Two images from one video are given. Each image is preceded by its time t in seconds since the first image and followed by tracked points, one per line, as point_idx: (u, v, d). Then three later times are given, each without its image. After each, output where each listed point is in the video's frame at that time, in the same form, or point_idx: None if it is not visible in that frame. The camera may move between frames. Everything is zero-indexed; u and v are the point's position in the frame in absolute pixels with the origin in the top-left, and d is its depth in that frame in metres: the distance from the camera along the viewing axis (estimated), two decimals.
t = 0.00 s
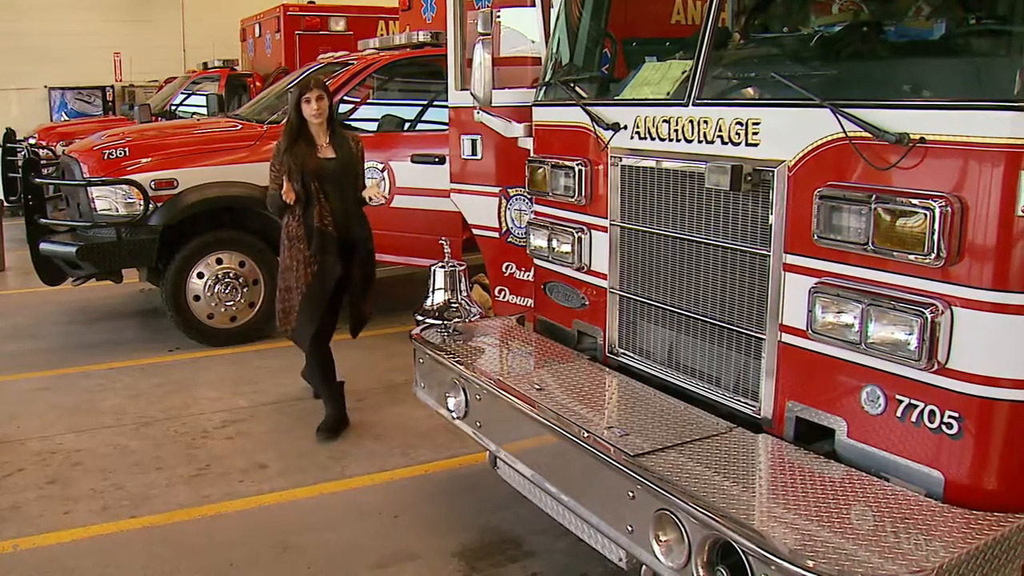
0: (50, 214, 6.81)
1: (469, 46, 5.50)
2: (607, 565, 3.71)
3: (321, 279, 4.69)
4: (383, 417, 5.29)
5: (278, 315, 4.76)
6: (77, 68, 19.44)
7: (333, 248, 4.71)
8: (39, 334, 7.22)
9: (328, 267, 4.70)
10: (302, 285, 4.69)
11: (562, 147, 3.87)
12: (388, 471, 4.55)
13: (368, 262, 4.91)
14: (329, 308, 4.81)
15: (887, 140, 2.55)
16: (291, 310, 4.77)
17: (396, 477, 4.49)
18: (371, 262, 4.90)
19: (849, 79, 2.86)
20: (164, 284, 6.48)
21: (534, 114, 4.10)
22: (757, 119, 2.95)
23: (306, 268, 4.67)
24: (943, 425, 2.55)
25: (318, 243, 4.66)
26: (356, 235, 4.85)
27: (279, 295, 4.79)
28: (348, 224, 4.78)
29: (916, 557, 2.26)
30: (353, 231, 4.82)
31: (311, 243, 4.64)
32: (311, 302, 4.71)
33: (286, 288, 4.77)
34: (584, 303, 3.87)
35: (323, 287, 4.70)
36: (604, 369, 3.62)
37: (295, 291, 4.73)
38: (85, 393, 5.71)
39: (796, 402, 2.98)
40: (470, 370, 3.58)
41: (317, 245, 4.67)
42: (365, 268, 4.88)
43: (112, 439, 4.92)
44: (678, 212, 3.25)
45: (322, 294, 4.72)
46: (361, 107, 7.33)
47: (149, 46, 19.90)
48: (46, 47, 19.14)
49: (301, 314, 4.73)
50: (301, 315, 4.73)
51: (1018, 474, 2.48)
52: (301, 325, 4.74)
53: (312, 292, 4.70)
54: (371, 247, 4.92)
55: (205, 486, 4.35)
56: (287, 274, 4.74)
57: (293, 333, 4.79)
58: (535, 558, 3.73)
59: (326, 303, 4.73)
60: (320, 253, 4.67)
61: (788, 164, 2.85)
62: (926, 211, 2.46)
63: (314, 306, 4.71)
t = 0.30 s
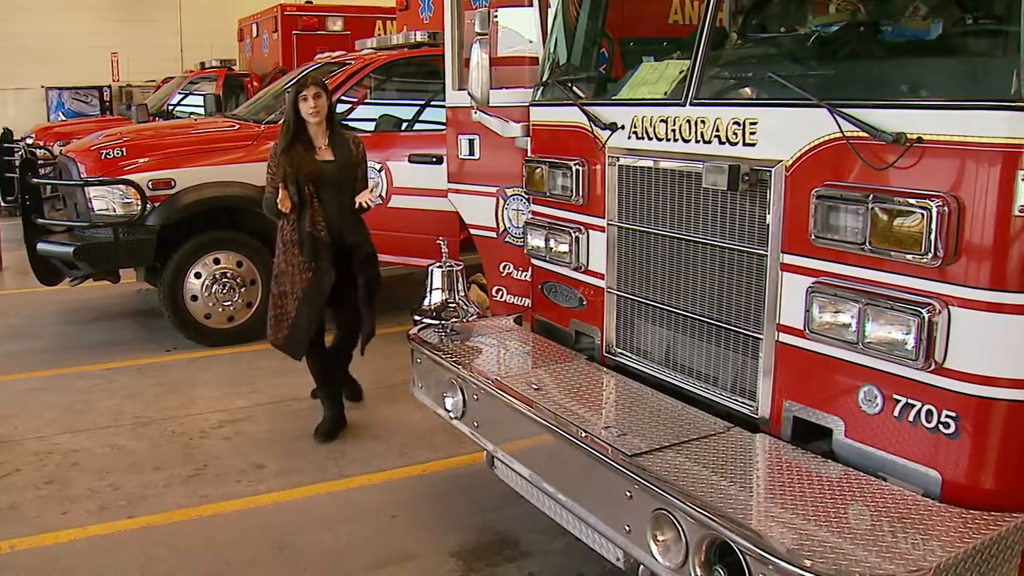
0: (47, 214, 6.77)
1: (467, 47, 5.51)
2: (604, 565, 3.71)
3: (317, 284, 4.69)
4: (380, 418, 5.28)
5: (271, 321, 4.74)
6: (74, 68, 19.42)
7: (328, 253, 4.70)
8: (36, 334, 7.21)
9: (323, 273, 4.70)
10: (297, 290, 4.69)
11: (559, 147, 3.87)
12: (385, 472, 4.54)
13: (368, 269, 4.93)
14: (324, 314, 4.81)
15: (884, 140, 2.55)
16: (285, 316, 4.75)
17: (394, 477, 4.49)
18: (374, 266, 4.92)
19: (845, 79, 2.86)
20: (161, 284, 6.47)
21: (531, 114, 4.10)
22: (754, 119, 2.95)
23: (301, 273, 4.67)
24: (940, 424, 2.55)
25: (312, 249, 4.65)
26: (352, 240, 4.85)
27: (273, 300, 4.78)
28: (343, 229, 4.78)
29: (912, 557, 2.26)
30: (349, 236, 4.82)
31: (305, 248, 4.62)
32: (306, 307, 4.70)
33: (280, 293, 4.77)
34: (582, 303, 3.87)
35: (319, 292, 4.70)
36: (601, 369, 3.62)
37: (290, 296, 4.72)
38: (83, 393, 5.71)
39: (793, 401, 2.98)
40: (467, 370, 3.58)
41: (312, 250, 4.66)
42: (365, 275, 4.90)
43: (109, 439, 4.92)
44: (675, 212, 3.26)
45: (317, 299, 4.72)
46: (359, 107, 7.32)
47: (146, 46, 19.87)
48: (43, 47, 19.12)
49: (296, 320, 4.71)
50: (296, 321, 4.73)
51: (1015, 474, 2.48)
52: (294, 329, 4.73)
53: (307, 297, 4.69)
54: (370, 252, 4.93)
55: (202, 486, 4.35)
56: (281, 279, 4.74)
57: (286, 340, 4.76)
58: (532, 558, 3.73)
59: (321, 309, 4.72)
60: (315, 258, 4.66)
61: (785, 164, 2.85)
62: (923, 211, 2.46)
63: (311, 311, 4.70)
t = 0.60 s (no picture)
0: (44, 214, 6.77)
1: (463, 46, 5.50)
2: (601, 565, 3.71)
3: (298, 290, 4.58)
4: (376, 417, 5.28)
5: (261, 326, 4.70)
6: (70, 68, 19.40)
7: (311, 258, 4.59)
8: (33, 334, 7.21)
9: (306, 280, 4.59)
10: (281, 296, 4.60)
11: (555, 146, 3.87)
12: (382, 472, 4.54)
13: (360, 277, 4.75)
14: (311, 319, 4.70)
15: (880, 140, 2.56)
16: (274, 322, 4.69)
17: (390, 477, 4.49)
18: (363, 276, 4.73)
19: (842, 79, 2.86)
20: (158, 284, 6.46)
21: (528, 114, 4.10)
22: (751, 119, 2.95)
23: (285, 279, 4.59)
24: (936, 424, 2.56)
25: (293, 253, 4.55)
26: (342, 246, 4.69)
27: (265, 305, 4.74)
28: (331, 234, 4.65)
29: (909, 556, 2.26)
30: (336, 240, 4.68)
31: (287, 252, 4.53)
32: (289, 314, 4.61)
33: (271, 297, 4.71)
34: (578, 303, 3.87)
35: (301, 299, 4.59)
36: (598, 369, 3.62)
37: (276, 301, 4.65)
38: (79, 393, 5.71)
39: (790, 401, 2.98)
40: (463, 370, 3.58)
41: (295, 255, 4.56)
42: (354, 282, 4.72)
43: (106, 439, 4.92)
44: (672, 211, 3.26)
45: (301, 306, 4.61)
46: (356, 107, 7.31)
47: (143, 46, 19.85)
48: (40, 47, 19.11)
49: (278, 326, 4.63)
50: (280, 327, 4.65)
51: (1011, 473, 2.48)
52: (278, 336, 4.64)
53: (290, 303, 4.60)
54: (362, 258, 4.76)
55: (199, 486, 4.35)
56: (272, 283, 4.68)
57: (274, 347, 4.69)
58: (529, 558, 3.73)
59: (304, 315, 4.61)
60: (296, 263, 4.56)
61: (782, 164, 2.85)
62: (919, 210, 2.47)
63: (292, 318, 4.60)
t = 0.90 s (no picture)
0: (39, 214, 6.74)
1: (459, 46, 5.50)
2: (597, 565, 3.71)
3: (287, 297, 4.44)
4: (372, 418, 5.28)
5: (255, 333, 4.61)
6: (65, 68, 19.39)
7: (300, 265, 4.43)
8: (28, 334, 7.20)
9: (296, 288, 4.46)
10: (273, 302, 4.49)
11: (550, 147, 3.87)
12: (378, 472, 4.54)
13: (353, 283, 4.60)
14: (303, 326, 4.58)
15: (875, 140, 2.56)
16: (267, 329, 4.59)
17: (386, 477, 4.49)
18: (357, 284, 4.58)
19: (837, 80, 2.86)
20: (154, 284, 6.45)
21: (524, 114, 4.10)
22: (746, 119, 2.95)
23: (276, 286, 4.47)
24: (931, 423, 2.56)
25: (283, 259, 4.41)
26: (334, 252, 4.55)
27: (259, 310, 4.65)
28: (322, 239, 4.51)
29: (904, 555, 2.27)
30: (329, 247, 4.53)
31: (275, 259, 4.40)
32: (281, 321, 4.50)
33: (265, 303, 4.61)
34: (574, 303, 3.87)
35: (291, 307, 4.46)
36: (594, 369, 3.61)
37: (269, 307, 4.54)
38: (75, 394, 5.70)
39: (785, 400, 2.98)
40: (459, 370, 3.58)
41: (285, 261, 4.43)
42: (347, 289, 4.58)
43: (101, 440, 4.91)
44: (667, 212, 3.26)
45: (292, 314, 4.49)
46: (352, 107, 7.32)
47: (138, 46, 19.83)
48: (36, 47, 19.10)
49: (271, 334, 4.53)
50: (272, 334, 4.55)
51: (1006, 472, 2.49)
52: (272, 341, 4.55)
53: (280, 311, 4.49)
54: (356, 264, 4.61)
55: (194, 486, 4.35)
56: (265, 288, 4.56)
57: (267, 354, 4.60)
58: (524, 558, 3.73)
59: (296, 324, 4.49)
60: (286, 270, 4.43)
61: (777, 164, 2.85)
62: (914, 209, 2.47)
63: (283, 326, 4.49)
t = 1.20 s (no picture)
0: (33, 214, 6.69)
1: (454, 47, 5.53)
2: (593, 564, 3.71)
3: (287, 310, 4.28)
4: (368, 418, 5.27)
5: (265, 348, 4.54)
6: (60, 68, 19.36)
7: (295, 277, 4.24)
8: (23, 335, 7.18)
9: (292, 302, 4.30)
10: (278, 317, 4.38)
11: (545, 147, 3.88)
12: (374, 472, 4.54)
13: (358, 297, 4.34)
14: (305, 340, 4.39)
15: (870, 139, 2.57)
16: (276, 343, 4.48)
17: (382, 477, 4.49)
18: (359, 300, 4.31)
19: (831, 79, 2.86)
20: (149, 284, 6.44)
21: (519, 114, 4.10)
22: (741, 118, 2.96)
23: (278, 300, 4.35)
24: (926, 422, 2.56)
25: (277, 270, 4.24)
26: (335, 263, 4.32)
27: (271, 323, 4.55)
28: (321, 251, 4.30)
29: (900, 554, 2.27)
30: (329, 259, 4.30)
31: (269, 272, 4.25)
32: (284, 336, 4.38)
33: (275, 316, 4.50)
34: (569, 303, 3.87)
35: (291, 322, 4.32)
36: (589, 369, 3.61)
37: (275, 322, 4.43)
38: (70, 394, 5.69)
39: (781, 399, 2.99)
40: (455, 370, 3.57)
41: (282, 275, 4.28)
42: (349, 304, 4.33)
43: (97, 440, 4.91)
44: (662, 212, 3.26)
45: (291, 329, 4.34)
46: (347, 107, 7.31)
47: (134, 45, 19.79)
48: (31, 47, 19.08)
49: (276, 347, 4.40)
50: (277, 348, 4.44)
51: (1001, 471, 2.49)
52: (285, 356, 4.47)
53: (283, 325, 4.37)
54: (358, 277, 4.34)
55: (190, 486, 4.34)
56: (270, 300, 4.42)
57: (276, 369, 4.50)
58: (520, 557, 3.73)
59: (299, 341, 4.35)
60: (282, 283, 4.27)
61: (771, 164, 2.86)
62: (909, 209, 2.47)
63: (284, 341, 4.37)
